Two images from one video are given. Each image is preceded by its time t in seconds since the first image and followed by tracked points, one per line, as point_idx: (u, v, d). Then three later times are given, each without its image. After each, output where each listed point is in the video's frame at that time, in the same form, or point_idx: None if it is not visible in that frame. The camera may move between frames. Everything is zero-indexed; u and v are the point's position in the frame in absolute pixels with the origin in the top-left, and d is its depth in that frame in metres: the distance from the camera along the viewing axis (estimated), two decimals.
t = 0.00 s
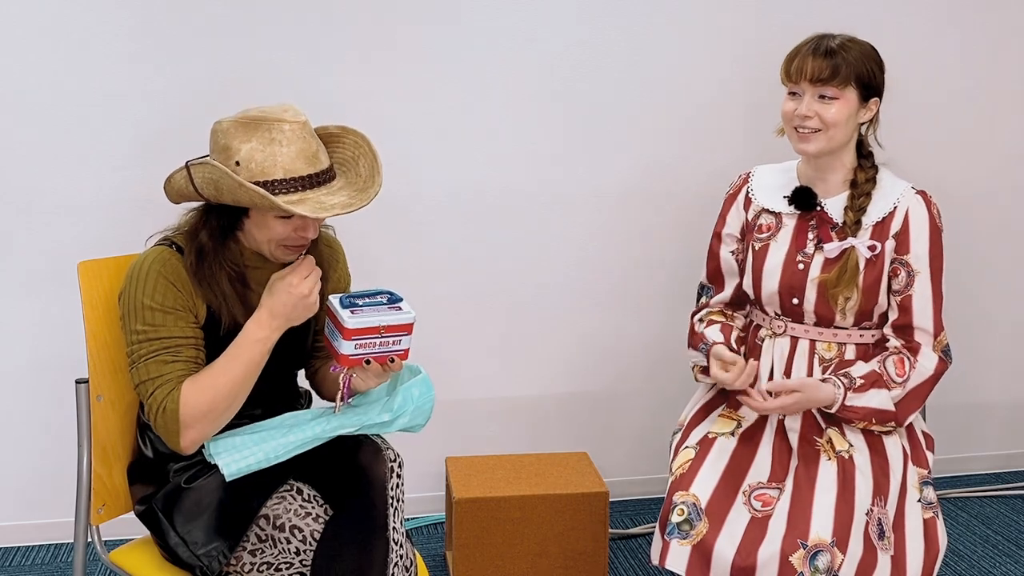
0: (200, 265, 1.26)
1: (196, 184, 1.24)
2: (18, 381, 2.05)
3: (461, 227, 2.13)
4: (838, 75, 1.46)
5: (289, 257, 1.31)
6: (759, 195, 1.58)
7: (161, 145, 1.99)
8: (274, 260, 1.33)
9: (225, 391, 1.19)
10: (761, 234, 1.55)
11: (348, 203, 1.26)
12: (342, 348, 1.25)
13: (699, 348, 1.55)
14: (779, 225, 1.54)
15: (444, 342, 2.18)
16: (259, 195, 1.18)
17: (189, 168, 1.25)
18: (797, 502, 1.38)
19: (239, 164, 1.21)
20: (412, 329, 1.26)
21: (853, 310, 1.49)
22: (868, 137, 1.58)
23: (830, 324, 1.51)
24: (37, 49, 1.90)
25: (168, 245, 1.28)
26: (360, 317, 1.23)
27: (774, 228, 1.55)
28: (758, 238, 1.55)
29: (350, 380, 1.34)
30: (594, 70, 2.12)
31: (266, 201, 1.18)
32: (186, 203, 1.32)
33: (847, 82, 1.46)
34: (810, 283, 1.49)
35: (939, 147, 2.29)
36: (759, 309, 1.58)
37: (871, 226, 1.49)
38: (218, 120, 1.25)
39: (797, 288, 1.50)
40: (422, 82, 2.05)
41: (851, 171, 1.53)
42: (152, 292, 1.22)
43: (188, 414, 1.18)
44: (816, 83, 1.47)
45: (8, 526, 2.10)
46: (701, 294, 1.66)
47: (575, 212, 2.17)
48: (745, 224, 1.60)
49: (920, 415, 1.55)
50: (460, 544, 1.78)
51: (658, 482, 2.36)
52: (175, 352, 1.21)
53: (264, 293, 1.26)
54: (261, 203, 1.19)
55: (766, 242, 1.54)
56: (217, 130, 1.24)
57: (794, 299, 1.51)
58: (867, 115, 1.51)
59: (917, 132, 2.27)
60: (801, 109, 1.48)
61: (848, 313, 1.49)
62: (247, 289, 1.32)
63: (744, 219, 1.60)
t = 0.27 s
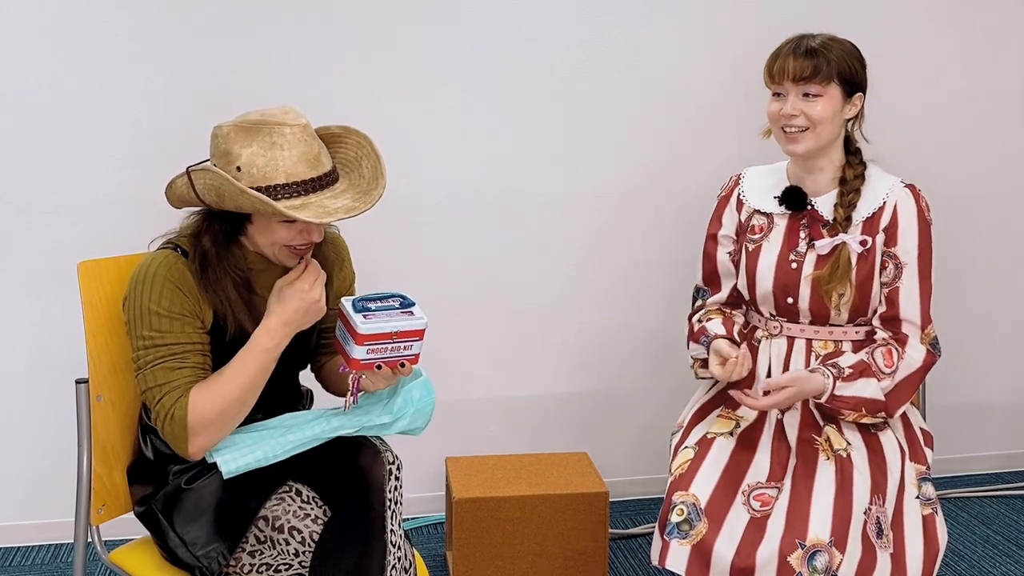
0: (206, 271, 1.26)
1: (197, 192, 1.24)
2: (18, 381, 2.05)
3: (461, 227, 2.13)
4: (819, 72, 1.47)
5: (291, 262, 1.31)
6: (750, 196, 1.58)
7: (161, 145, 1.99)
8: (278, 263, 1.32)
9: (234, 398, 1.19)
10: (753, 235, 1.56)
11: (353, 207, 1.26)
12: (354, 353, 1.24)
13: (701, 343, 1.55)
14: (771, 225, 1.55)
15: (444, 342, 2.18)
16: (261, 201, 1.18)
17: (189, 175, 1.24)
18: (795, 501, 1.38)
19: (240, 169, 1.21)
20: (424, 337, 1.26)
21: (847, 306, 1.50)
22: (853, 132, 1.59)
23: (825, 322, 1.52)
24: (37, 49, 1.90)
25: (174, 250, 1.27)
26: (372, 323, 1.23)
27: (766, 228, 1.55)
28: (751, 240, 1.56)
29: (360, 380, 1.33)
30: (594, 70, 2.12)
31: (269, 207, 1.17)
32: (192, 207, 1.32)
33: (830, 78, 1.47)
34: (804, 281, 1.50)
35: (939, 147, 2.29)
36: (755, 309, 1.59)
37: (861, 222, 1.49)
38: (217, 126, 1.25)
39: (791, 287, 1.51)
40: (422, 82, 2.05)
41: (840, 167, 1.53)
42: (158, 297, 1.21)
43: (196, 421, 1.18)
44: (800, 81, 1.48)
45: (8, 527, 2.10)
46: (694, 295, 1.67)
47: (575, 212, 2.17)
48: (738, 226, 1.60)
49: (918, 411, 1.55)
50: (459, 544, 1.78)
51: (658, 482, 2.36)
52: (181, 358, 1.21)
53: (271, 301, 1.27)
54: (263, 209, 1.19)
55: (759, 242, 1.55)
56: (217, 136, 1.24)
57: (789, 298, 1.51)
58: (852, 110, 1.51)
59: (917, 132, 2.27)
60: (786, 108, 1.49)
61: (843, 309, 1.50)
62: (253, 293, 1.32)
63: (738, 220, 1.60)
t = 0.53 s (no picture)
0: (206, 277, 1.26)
1: (200, 196, 1.24)
2: (18, 381, 2.05)
3: (461, 227, 2.13)
4: (806, 72, 1.48)
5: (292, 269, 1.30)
6: (745, 199, 1.59)
7: (161, 146, 1.99)
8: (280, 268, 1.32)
9: (234, 407, 1.19)
10: (748, 237, 1.57)
11: (357, 216, 1.26)
12: (365, 356, 1.24)
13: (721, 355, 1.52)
14: (765, 227, 1.55)
15: (444, 342, 2.18)
16: (264, 210, 1.17)
17: (191, 179, 1.24)
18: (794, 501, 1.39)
19: (243, 175, 1.20)
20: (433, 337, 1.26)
21: (844, 306, 1.49)
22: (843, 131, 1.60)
23: (822, 322, 1.52)
24: (38, 50, 1.90)
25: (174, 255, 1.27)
26: (383, 324, 1.23)
27: (761, 230, 1.56)
28: (746, 242, 1.56)
29: (367, 381, 1.32)
30: (594, 70, 2.12)
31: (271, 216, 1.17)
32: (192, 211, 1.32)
33: (818, 77, 1.48)
34: (800, 281, 1.50)
35: (939, 147, 2.29)
36: (753, 311, 1.59)
37: (854, 221, 1.49)
38: (220, 130, 1.24)
39: (788, 288, 1.51)
40: (422, 82, 2.05)
41: (832, 167, 1.54)
42: (158, 303, 1.21)
43: (197, 429, 1.18)
44: (788, 81, 1.49)
45: (8, 527, 2.10)
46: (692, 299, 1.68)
47: (575, 212, 2.17)
48: (734, 228, 1.61)
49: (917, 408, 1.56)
50: (459, 544, 1.78)
51: (658, 482, 2.36)
52: (181, 365, 1.21)
53: (278, 311, 1.26)
54: (266, 217, 1.19)
55: (754, 245, 1.55)
56: (220, 140, 1.23)
57: (786, 299, 1.51)
58: (841, 109, 1.53)
59: (917, 132, 2.27)
60: (776, 109, 1.50)
61: (840, 309, 1.50)
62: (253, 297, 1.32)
63: (734, 222, 1.61)
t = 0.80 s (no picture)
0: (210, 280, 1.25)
1: (202, 198, 1.23)
2: (18, 381, 2.05)
3: (461, 227, 2.13)
4: (794, 72, 1.48)
5: (299, 264, 1.31)
6: (738, 200, 1.59)
7: (161, 146, 1.99)
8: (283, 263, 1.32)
9: (242, 410, 1.18)
10: (743, 238, 1.57)
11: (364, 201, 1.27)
12: (369, 350, 1.25)
13: (716, 366, 1.53)
14: (760, 227, 1.56)
15: (444, 342, 2.18)
16: (275, 203, 1.17)
17: (190, 182, 1.23)
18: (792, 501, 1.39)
19: (246, 172, 1.20)
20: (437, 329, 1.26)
21: (841, 304, 1.49)
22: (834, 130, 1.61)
23: (820, 321, 1.52)
24: (37, 49, 1.90)
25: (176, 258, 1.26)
26: (387, 318, 1.23)
27: (755, 231, 1.56)
28: (741, 243, 1.56)
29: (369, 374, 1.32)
30: (594, 70, 2.12)
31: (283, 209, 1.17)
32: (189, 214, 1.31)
33: (805, 76, 1.48)
34: (796, 281, 1.50)
35: (939, 147, 2.29)
36: (749, 312, 1.59)
37: (848, 217, 1.49)
38: (213, 131, 1.23)
39: (783, 287, 1.51)
40: (421, 81, 2.05)
41: (824, 164, 1.55)
42: (162, 307, 1.21)
43: (206, 432, 1.17)
44: (775, 82, 1.49)
45: (8, 527, 2.10)
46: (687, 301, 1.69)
47: (575, 212, 2.17)
48: (728, 229, 1.61)
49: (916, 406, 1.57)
50: (459, 544, 1.78)
51: (658, 481, 2.36)
52: (188, 369, 1.20)
53: (282, 308, 1.26)
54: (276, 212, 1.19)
55: (749, 245, 1.55)
56: (214, 139, 1.22)
57: (782, 299, 1.51)
58: (829, 107, 1.53)
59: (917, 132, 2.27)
60: (766, 112, 1.50)
61: (836, 307, 1.50)
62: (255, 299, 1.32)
63: (728, 224, 1.61)
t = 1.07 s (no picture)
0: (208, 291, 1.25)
1: (206, 195, 1.23)
2: (17, 381, 2.05)
3: (461, 227, 2.13)
4: (792, 69, 1.48)
5: (304, 265, 1.31)
6: (734, 200, 1.59)
7: (160, 145, 1.99)
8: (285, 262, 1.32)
9: (226, 436, 1.18)
10: (738, 237, 1.56)
11: (369, 195, 1.28)
12: (374, 357, 1.24)
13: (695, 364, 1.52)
14: (755, 227, 1.55)
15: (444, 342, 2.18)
16: (282, 193, 1.17)
17: (193, 179, 1.22)
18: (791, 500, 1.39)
19: (251, 167, 1.20)
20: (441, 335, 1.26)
21: (837, 299, 1.50)
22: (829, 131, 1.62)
23: (817, 318, 1.52)
24: (37, 49, 1.90)
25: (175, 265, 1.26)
26: (391, 326, 1.23)
27: (751, 230, 1.55)
28: (736, 242, 1.56)
29: (372, 380, 1.32)
30: (594, 70, 2.12)
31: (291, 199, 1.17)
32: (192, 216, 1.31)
33: (803, 73, 1.49)
34: (792, 278, 1.50)
35: (939, 147, 2.29)
36: (747, 312, 1.59)
37: (843, 214, 1.49)
38: (217, 131, 1.24)
39: (779, 285, 1.50)
40: (421, 81, 2.05)
41: (819, 163, 1.55)
42: (157, 317, 1.20)
43: (181, 450, 1.17)
44: (774, 79, 1.49)
45: (8, 527, 2.10)
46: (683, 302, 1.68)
47: (575, 212, 2.17)
48: (723, 230, 1.61)
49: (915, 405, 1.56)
50: (459, 544, 1.77)
51: (657, 481, 2.36)
52: (172, 382, 1.20)
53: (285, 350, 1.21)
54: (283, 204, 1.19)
55: (744, 244, 1.55)
56: (218, 138, 1.23)
57: (779, 296, 1.51)
58: (825, 105, 1.54)
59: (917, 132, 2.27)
60: (765, 108, 1.50)
61: (833, 304, 1.50)
62: (257, 305, 1.31)
63: (723, 225, 1.61)
